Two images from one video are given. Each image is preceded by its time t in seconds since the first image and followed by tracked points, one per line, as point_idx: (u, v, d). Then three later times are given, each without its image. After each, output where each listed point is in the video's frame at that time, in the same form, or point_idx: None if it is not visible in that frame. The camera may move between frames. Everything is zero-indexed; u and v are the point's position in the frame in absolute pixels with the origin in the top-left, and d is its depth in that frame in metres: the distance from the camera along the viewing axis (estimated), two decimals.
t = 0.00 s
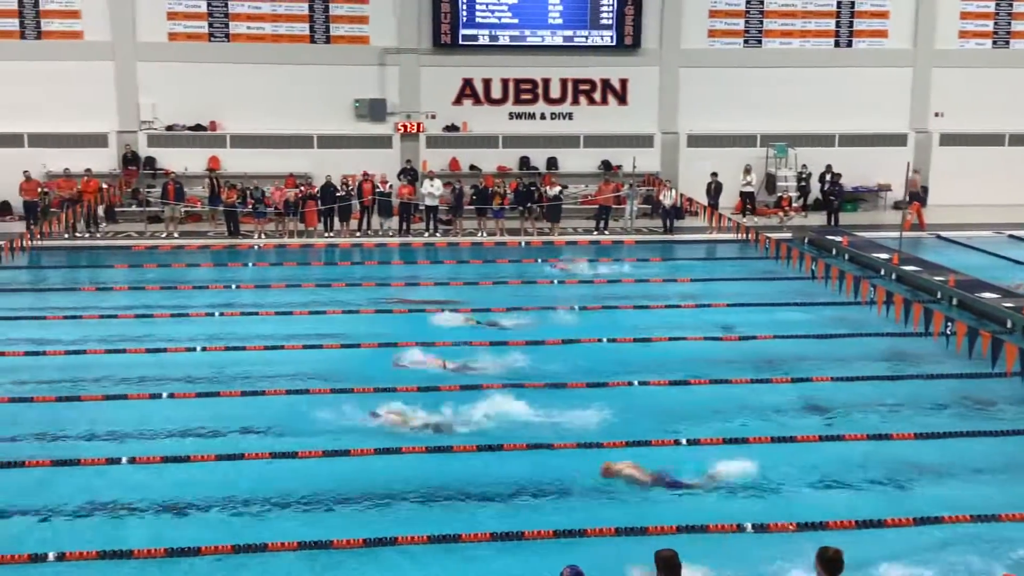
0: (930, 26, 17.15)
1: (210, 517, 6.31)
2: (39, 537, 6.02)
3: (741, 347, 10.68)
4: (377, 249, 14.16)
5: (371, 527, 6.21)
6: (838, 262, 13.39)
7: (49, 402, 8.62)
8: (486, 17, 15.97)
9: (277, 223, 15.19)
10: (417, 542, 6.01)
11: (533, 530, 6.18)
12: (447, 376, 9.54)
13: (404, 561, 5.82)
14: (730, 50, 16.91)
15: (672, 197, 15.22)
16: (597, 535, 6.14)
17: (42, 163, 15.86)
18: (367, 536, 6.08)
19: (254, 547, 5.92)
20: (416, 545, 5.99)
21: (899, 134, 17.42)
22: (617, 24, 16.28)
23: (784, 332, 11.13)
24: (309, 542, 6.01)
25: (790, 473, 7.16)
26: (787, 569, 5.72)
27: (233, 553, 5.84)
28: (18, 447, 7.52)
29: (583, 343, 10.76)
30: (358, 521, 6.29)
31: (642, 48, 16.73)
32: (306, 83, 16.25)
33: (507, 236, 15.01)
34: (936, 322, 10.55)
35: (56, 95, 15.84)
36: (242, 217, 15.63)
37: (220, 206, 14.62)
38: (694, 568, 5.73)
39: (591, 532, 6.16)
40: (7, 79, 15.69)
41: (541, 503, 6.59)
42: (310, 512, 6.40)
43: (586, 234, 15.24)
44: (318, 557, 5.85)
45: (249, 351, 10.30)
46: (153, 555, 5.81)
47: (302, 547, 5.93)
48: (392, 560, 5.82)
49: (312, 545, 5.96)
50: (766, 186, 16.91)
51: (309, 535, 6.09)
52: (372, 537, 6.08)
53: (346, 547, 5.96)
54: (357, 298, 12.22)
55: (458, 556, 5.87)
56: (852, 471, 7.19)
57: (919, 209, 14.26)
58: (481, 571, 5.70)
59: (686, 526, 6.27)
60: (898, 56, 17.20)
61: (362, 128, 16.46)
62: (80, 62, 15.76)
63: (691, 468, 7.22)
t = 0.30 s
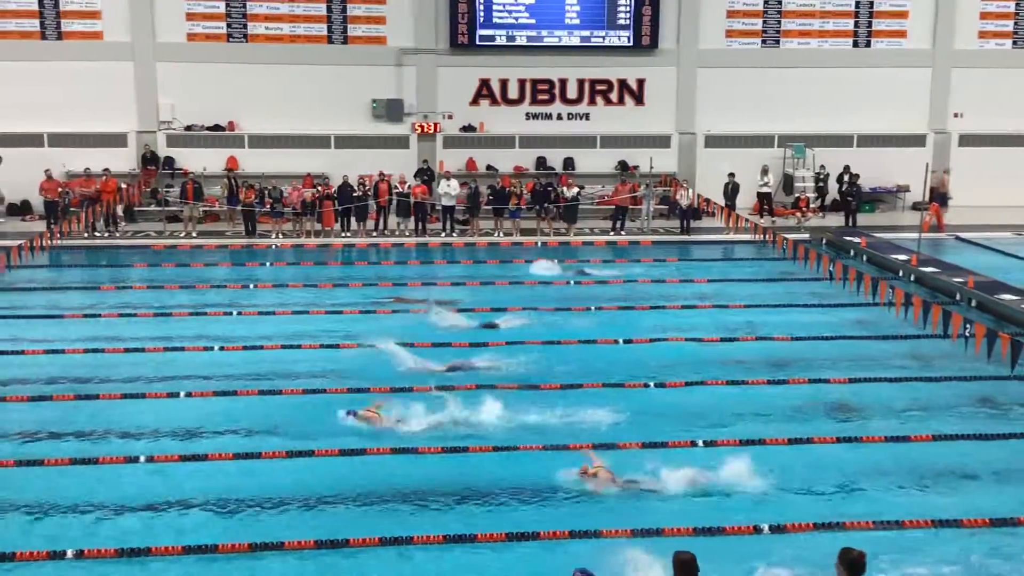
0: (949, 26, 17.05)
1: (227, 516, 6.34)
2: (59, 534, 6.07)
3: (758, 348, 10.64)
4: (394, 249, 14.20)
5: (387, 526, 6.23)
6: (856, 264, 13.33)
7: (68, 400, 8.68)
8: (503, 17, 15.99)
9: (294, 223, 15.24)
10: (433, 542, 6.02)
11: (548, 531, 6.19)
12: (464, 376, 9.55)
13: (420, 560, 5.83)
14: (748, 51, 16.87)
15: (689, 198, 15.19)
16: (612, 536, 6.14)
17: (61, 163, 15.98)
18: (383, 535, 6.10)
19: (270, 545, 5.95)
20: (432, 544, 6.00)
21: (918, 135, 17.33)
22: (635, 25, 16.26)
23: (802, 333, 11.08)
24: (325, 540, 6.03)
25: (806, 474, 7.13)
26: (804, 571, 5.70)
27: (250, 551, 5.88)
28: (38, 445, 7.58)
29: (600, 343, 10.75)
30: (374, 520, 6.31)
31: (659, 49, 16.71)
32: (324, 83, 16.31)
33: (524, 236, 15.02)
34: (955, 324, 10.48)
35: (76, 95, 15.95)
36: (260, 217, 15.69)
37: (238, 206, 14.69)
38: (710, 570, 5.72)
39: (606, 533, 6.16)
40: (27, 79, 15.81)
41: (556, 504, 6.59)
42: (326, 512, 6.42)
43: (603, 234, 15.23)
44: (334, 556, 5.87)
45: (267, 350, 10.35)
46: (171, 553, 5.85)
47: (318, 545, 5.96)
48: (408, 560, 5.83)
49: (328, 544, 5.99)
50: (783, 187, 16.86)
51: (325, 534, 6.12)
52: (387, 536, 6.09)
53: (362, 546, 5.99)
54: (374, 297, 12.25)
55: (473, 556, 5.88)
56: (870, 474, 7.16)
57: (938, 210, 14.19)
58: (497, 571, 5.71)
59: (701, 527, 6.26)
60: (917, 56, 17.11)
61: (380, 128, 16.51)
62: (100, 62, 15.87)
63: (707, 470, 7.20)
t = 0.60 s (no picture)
0: (975, 26, 16.91)
1: (248, 514, 6.37)
2: (83, 530, 6.11)
3: (781, 350, 10.57)
4: (415, 250, 14.22)
5: (407, 526, 6.24)
6: (880, 265, 13.23)
7: (92, 397, 8.75)
8: (525, 18, 16.00)
9: (316, 222, 15.30)
10: (453, 541, 6.03)
11: (568, 531, 6.18)
12: (485, 376, 9.54)
13: (440, 559, 5.84)
14: (772, 51, 16.80)
15: (710, 198, 15.13)
16: (632, 537, 6.12)
17: (86, 163, 16.11)
18: (402, 534, 6.11)
19: (291, 543, 5.98)
20: (451, 544, 6.01)
21: (943, 136, 17.19)
22: (657, 25, 16.22)
23: (824, 335, 11.00)
24: (345, 539, 6.05)
25: (828, 477, 7.08)
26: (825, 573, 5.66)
27: (271, 549, 5.91)
28: (62, 441, 7.64)
29: (621, 344, 10.73)
30: (394, 520, 6.32)
31: (682, 49, 16.67)
32: (347, 83, 16.37)
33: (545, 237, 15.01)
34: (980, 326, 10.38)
35: (101, 96, 16.08)
36: (282, 217, 15.77)
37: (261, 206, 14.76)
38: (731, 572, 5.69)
39: (626, 534, 6.15)
40: (53, 80, 15.95)
41: (577, 505, 6.58)
42: (346, 511, 6.44)
43: (624, 235, 15.19)
44: (355, 554, 5.89)
45: (289, 349, 10.39)
46: (193, 550, 5.89)
47: (339, 543, 5.98)
48: (428, 560, 5.84)
49: (349, 542, 6.01)
50: (806, 187, 16.77)
51: (345, 532, 6.14)
52: (407, 535, 6.11)
53: (381, 545, 6.00)
54: (395, 297, 12.27)
55: (494, 557, 5.87)
56: (893, 477, 7.10)
57: (963, 211, 14.06)
58: (518, 571, 5.71)
59: (722, 529, 6.23)
60: (942, 57, 16.98)
61: (401, 129, 16.55)
62: (125, 63, 15.99)
63: (727, 471, 7.17)
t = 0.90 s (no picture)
0: (1008, 26, 16.71)
1: (275, 512, 6.41)
2: (112, 526, 6.16)
3: (807, 353, 10.49)
4: (441, 250, 14.26)
5: (432, 526, 6.25)
6: (909, 268, 13.11)
7: (121, 395, 8.84)
8: (552, 19, 15.99)
9: (343, 223, 15.37)
10: (478, 541, 6.03)
11: (593, 533, 6.17)
12: (512, 377, 9.54)
13: (466, 559, 5.85)
14: (801, 51, 16.70)
15: (738, 199, 15.07)
16: (658, 539, 6.10)
17: (117, 162, 16.29)
18: (428, 534, 6.12)
19: (317, 542, 6.01)
20: (476, 543, 6.01)
21: (974, 137, 17.02)
22: (685, 26, 16.15)
23: (852, 338, 10.91)
24: (371, 538, 6.08)
25: (855, 481, 7.02)
26: None
27: (297, 548, 5.94)
28: (92, 438, 7.71)
29: (647, 346, 10.70)
30: (419, 519, 6.34)
31: (709, 49, 16.61)
32: (374, 84, 16.45)
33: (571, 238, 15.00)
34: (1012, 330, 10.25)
35: (131, 96, 16.24)
36: (310, 216, 15.87)
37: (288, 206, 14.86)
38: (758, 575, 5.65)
39: (651, 536, 6.12)
40: (85, 80, 16.13)
41: (601, 506, 6.56)
42: (372, 510, 6.46)
43: (650, 236, 15.15)
44: (381, 553, 5.91)
45: (315, 349, 10.44)
46: (220, 547, 5.93)
47: (364, 543, 6.00)
48: (454, 560, 5.84)
49: (374, 541, 6.03)
50: (835, 189, 16.68)
51: (371, 532, 6.16)
52: (432, 535, 6.12)
53: (407, 544, 6.01)
54: (421, 298, 12.29)
55: (520, 557, 5.87)
56: (923, 482, 7.02)
57: (994, 213, 13.92)
58: (543, 571, 5.70)
59: (748, 532, 6.20)
60: (973, 57, 16.80)
61: (428, 130, 16.61)
62: (155, 64, 16.14)
63: (753, 474, 7.13)
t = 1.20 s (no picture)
0: None
1: (303, 510, 6.44)
2: (143, 522, 6.23)
3: (837, 355, 10.41)
4: (469, 250, 14.29)
5: (460, 526, 6.26)
6: (941, 270, 12.99)
7: (151, 393, 8.92)
8: (582, 20, 15.97)
9: (371, 223, 15.44)
10: (504, 541, 6.04)
11: (620, 535, 6.16)
12: (540, 378, 9.53)
13: (493, 559, 5.85)
14: (832, 52, 16.59)
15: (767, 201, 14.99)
16: (685, 541, 6.08)
17: (149, 163, 16.40)
18: (455, 533, 6.14)
19: (344, 540, 6.04)
20: (503, 544, 6.02)
21: (1008, 138, 16.82)
22: (716, 26, 16.08)
23: (882, 341, 10.81)
24: (398, 537, 6.10)
25: (885, 485, 6.96)
26: None
27: (325, 545, 5.97)
28: (123, 434, 7.79)
29: (675, 347, 10.66)
30: (446, 519, 6.35)
31: (740, 50, 16.53)
32: (403, 85, 16.52)
33: (599, 239, 14.98)
34: None
35: (162, 96, 16.40)
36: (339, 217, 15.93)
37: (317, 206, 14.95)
38: None
39: (679, 539, 6.09)
40: (118, 81, 16.30)
41: (628, 508, 6.55)
42: (399, 509, 6.48)
43: (679, 238, 15.10)
44: (408, 552, 5.93)
45: (343, 348, 10.48)
46: (248, 545, 5.97)
47: (392, 542, 6.03)
48: (482, 559, 5.85)
49: (401, 540, 6.05)
50: (867, 190, 16.51)
51: (398, 531, 6.18)
52: (459, 534, 6.13)
53: (434, 544, 6.03)
54: (450, 298, 12.32)
55: (548, 557, 5.87)
56: (954, 487, 6.94)
57: None
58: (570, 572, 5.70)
59: (776, 535, 6.16)
60: (1008, 58, 16.61)
61: (456, 130, 16.66)
62: (188, 64, 16.29)
63: (781, 477, 7.08)
